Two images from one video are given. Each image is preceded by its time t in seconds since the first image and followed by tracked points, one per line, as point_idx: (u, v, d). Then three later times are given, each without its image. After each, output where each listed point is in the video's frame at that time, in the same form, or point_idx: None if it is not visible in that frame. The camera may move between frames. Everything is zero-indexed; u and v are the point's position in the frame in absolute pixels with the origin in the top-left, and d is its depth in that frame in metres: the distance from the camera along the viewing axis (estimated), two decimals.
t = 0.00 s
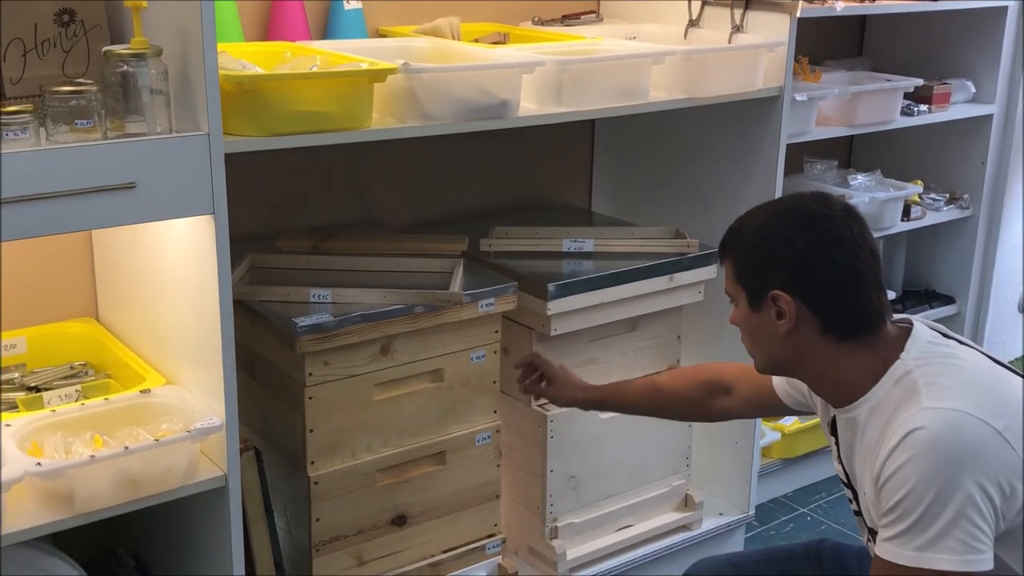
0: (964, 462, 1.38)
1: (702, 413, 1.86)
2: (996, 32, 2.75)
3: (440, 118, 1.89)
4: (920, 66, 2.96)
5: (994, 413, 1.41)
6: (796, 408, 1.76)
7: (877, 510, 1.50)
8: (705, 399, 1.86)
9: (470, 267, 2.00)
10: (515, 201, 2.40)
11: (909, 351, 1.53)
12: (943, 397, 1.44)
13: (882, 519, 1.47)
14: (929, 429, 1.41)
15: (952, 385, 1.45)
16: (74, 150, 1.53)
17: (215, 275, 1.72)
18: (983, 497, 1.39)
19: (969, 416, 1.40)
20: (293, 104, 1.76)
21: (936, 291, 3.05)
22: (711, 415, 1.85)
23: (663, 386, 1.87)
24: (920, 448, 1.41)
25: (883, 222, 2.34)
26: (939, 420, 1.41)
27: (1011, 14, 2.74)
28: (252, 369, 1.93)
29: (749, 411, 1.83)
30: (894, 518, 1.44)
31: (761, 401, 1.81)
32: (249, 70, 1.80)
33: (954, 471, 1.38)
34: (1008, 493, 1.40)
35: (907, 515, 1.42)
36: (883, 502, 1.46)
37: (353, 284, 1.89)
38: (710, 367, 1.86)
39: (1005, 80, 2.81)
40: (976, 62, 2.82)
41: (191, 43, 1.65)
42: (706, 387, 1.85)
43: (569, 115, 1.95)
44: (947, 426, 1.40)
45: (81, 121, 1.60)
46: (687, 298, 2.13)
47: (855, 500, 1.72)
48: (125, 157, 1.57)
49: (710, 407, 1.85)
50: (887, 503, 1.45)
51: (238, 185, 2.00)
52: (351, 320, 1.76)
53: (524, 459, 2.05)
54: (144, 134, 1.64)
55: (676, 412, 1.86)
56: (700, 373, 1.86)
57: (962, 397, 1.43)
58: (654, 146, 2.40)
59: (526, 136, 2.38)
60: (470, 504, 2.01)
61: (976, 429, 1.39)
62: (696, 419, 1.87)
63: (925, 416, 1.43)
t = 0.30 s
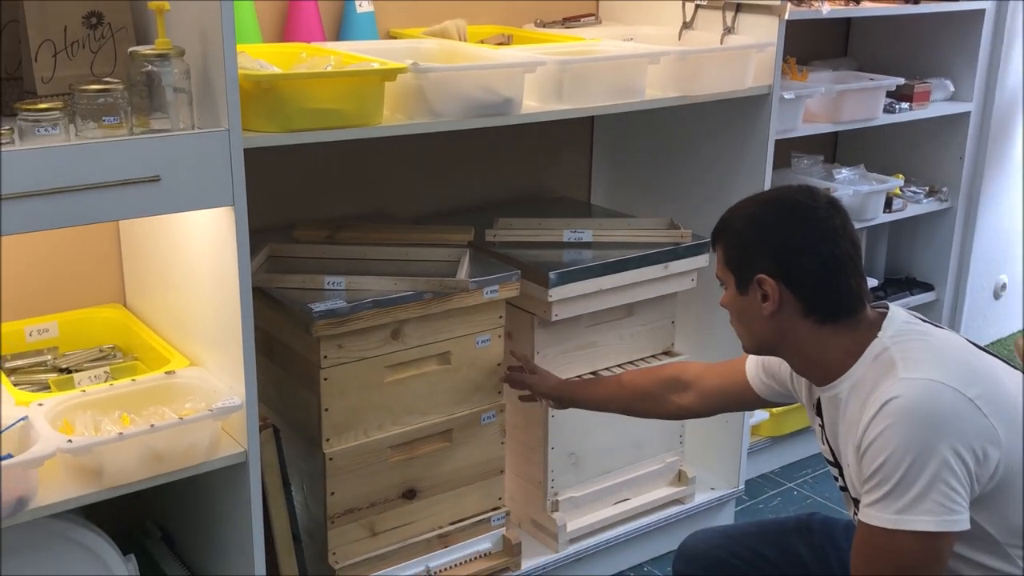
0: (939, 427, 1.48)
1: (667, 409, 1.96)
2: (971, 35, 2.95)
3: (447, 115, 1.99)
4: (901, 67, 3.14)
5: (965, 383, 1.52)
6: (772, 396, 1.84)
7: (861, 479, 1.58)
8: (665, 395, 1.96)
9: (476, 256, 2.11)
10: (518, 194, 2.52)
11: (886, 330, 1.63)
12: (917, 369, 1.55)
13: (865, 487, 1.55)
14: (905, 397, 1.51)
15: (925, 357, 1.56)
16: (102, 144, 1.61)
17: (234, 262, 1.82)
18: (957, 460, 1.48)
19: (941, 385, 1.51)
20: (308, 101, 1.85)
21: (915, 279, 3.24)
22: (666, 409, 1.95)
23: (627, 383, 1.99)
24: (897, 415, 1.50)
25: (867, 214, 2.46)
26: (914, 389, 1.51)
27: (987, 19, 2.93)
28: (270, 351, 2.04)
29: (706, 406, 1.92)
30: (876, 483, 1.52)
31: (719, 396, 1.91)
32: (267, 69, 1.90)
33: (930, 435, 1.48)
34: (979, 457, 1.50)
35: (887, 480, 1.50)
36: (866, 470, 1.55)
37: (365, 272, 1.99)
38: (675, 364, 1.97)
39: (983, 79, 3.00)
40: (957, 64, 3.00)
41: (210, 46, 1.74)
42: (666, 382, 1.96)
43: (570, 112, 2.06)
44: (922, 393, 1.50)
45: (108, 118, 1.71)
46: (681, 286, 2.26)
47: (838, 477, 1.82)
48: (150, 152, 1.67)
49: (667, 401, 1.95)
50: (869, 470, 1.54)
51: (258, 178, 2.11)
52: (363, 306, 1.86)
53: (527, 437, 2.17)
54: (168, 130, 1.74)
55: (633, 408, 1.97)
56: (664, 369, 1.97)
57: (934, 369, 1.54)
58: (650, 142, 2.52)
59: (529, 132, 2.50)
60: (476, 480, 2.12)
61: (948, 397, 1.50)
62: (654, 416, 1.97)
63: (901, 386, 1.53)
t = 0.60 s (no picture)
0: (931, 410, 1.54)
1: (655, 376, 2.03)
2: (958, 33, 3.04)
3: (452, 109, 2.05)
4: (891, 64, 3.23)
5: (955, 367, 1.58)
6: (760, 370, 1.89)
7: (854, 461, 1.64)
8: (656, 357, 2.03)
9: (480, 245, 2.20)
10: (521, 185, 2.61)
11: (877, 317, 1.70)
12: (909, 354, 1.61)
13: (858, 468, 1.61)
14: (898, 382, 1.57)
15: (916, 343, 1.62)
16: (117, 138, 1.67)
17: (248, 251, 1.88)
18: (948, 442, 1.54)
19: (934, 369, 1.57)
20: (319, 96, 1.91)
21: (904, 267, 3.34)
22: (655, 371, 2.01)
23: (621, 342, 2.06)
24: (891, 399, 1.56)
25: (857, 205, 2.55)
26: (907, 373, 1.57)
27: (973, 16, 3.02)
28: (284, 336, 2.12)
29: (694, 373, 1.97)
30: (869, 465, 1.57)
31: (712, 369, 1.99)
32: (279, 65, 1.97)
33: (922, 418, 1.53)
34: (970, 440, 1.56)
35: (881, 461, 1.55)
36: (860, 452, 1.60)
37: (374, 260, 2.07)
38: (667, 330, 2.03)
39: (969, 74, 3.10)
40: (944, 60, 3.10)
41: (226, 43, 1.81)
42: (657, 345, 2.02)
43: (571, 106, 2.13)
44: (915, 377, 1.56)
45: (127, 113, 1.77)
46: (677, 274, 2.34)
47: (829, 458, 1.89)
48: (168, 145, 1.73)
49: (657, 363, 2.02)
50: (863, 452, 1.59)
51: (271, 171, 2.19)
52: (373, 293, 1.93)
53: (530, 419, 2.28)
54: (185, 125, 1.77)
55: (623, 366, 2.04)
56: (657, 334, 2.03)
57: (926, 354, 1.60)
58: (648, 134, 2.60)
59: (531, 125, 2.58)
60: (481, 460, 2.21)
61: (940, 381, 1.56)
62: (643, 375, 2.04)
63: (895, 370, 1.58)
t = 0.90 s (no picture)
0: (917, 398, 1.56)
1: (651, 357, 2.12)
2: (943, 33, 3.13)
3: (456, 107, 2.14)
4: (880, 63, 3.33)
5: (942, 358, 1.60)
6: (746, 348, 1.96)
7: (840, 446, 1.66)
8: (645, 331, 2.11)
9: (484, 237, 2.30)
10: (522, 181, 2.71)
11: (866, 307, 1.73)
12: (897, 344, 1.63)
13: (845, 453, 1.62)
14: (886, 372, 1.58)
15: (904, 333, 1.64)
16: (139, 135, 1.73)
17: (264, 243, 1.95)
18: (933, 430, 1.56)
19: (921, 359, 1.58)
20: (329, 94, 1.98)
21: (890, 258, 3.45)
22: (643, 340, 2.11)
23: (614, 319, 2.15)
24: (879, 388, 1.57)
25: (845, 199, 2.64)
26: (895, 362, 1.59)
27: (958, 16, 3.12)
28: (296, 324, 2.21)
29: (681, 345, 2.06)
30: (855, 450, 1.60)
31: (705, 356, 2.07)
32: (290, 65, 2.05)
33: (908, 406, 1.55)
34: (953, 427, 1.58)
35: (867, 446, 1.57)
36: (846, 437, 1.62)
37: (382, 252, 2.16)
38: (655, 301, 2.12)
39: (953, 73, 3.20)
40: (929, 59, 3.20)
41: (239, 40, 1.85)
42: (645, 315, 2.11)
43: (570, 104, 2.22)
44: (902, 367, 1.58)
45: (145, 110, 1.83)
46: (672, 265, 2.44)
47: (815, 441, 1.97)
48: (182, 141, 1.78)
49: (645, 332, 2.11)
50: (849, 437, 1.61)
51: (284, 166, 2.29)
52: (381, 284, 2.01)
53: (532, 404, 2.38)
54: (203, 122, 1.84)
55: (614, 330, 2.13)
56: (645, 304, 2.12)
57: (914, 344, 1.62)
58: (645, 132, 2.70)
59: (532, 123, 2.68)
60: (485, 442, 2.30)
61: (926, 370, 1.58)
62: (632, 343, 2.13)
63: (883, 359, 1.60)
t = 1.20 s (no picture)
0: (902, 388, 1.61)
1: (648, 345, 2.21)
2: (931, 36, 3.23)
3: (462, 108, 2.23)
4: (871, 65, 3.43)
5: (926, 350, 1.66)
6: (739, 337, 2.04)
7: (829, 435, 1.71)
8: (642, 320, 2.20)
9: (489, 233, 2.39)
10: (524, 179, 2.82)
11: (854, 301, 1.79)
12: (883, 336, 1.69)
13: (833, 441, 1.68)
14: (872, 362, 1.64)
15: (890, 326, 1.70)
16: (162, 135, 1.81)
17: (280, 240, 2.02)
18: (916, 419, 1.62)
19: (906, 350, 1.64)
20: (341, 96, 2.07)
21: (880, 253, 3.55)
22: (639, 322, 2.20)
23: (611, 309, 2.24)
24: (865, 378, 1.63)
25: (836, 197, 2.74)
26: (881, 353, 1.65)
27: (946, 20, 3.22)
28: (309, 316, 2.31)
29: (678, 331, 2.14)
30: (842, 438, 1.65)
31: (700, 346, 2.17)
32: (303, 68, 2.14)
33: (893, 395, 1.61)
34: (935, 416, 1.65)
35: (853, 434, 1.63)
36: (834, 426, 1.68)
37: (392, 247, 2.26)
38: (652, 285, 2.21)
39: (941, 75, 3.30)
40: (917, 62, 3.30)
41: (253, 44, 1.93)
42: (642, 298, 2.21)
43: (571, 106, 2.32)
44: (887, 358, 1.63)
45: (165, 112, 1.90)
46: (669, 259, 2.54)
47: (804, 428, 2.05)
48: (203, 141, 1.86)
49: (642, 315, 2.21)
50: (837, 426, 1.67)
51: (297, 165, 2.39)
52: (391, 278, 2.10)
53: (535, 392, 2.48)
54: (220, 122, 1.91)
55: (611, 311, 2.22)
56: (642, 287, 2.22)
57: (899, 337, 1.68)
58: (642, 131, 2.80)
59: (534, 123, 2.79)
60: (489, 429, 2.40)
61: (910, 362, 1.64)
62: (630, 325, 2.21)
63: (870, 351, 1.66)
